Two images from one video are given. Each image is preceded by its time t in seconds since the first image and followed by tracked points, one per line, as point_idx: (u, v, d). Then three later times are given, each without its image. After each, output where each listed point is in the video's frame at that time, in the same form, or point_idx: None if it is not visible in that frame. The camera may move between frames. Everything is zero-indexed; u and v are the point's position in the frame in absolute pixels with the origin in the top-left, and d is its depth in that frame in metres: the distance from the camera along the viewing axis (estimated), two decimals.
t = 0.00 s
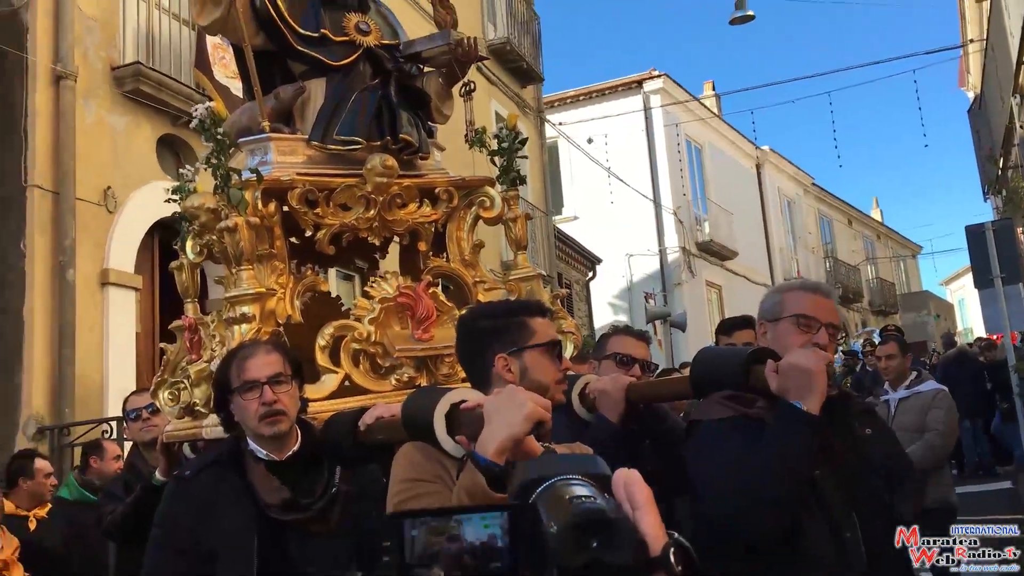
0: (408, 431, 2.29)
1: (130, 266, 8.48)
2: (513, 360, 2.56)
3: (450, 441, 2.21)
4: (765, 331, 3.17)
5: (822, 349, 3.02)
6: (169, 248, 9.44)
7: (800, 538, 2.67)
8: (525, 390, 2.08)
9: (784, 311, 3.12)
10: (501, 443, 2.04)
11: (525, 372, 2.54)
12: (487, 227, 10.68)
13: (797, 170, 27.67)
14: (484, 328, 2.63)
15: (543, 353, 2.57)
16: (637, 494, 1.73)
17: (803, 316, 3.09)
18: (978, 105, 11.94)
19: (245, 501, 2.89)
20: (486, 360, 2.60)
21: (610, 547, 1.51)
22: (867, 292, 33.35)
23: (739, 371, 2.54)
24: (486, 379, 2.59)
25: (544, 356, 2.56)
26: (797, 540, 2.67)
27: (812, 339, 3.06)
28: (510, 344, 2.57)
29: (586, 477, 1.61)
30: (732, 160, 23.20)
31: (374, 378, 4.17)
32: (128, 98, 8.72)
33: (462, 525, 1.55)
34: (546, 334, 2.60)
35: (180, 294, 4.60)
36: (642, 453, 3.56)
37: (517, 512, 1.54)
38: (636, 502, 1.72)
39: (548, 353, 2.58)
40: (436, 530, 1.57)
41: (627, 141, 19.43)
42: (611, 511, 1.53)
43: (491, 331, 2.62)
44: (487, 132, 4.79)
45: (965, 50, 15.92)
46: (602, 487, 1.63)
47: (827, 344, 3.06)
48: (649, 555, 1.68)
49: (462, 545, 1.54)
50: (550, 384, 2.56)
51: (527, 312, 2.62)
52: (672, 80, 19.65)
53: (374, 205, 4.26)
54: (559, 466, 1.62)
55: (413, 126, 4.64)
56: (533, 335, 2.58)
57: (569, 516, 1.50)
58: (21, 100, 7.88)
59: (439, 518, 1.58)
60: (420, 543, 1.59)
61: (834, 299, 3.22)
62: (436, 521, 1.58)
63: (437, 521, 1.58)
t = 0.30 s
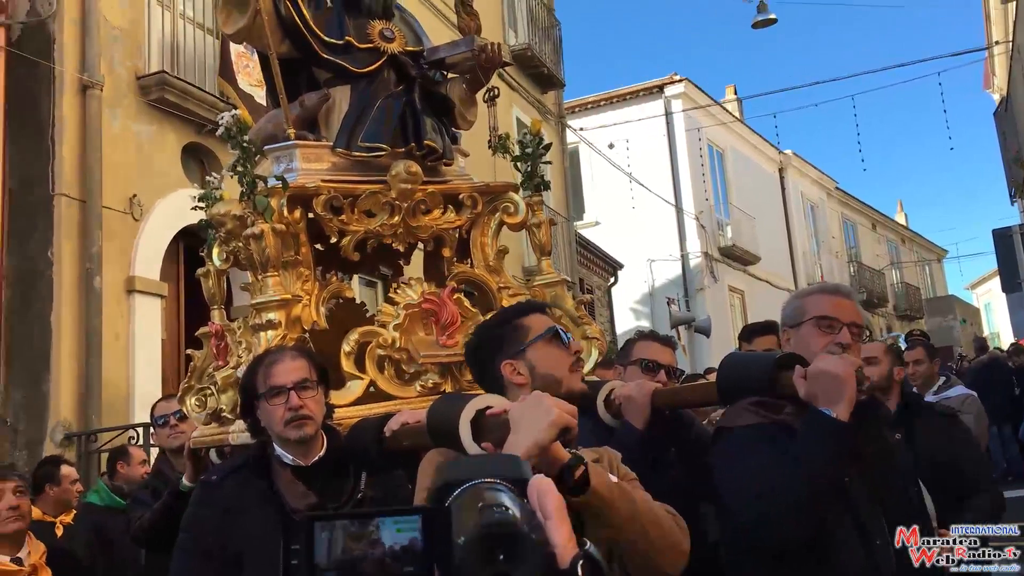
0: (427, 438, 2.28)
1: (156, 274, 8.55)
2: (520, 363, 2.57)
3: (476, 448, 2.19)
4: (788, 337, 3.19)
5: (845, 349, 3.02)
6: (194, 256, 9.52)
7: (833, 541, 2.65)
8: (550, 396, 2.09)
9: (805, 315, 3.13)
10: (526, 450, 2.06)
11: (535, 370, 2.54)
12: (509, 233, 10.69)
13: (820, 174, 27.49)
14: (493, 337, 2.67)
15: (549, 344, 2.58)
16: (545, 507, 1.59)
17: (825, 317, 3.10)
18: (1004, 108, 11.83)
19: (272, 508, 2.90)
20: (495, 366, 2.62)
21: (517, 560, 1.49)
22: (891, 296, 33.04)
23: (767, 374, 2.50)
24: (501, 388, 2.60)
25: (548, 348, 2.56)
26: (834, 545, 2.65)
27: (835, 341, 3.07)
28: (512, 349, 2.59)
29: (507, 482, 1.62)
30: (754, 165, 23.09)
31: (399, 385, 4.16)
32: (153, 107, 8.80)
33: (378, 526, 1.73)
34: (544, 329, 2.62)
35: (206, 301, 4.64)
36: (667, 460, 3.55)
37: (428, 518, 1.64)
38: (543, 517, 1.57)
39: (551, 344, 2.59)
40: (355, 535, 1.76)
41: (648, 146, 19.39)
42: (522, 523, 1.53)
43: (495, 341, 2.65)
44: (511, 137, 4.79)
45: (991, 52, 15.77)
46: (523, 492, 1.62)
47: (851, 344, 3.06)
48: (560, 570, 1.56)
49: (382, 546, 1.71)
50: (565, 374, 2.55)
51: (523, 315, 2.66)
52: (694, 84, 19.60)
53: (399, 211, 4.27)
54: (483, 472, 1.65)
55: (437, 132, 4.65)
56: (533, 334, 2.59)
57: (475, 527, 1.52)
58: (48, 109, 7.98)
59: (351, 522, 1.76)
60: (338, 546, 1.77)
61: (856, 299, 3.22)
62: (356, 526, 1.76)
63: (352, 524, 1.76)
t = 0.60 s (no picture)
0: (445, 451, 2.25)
1: (179, 283, 8.61)
2: (535, 372, 2.57)
3: (501, 456, 2.21)
4: (808, 346, 3.24)
5: (863, 353, 3.06)
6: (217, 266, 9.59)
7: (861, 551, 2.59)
8: (574, 404, 2.10)
9: (822, 323, 3.17)
10: (551, 458, 2.09)
11: (552, 376, 2.55)
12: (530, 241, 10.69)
13: (840, 181, 27.34)
14: (506, 345, 2.68)
15: (562, 347, 2.59)
16: (472, 505, 1.61)
17: (842, 323, 3.14)
18: None
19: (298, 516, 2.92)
20: (511, 376, 2.62)
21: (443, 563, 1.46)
22: (914, 303, 32.73)
23: (793, 380, 2.50)
24: (518, 395, 2.60)
25: (561, 351, 2.58)
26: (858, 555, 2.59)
27: (854, 345, 3.10)
28: (524, 358, 2.60)
29: (443, 475, 1.57)
30: (774, 172, 22.99)
31: (422, 394, 4.17)
32: (176, 118, 8.88)
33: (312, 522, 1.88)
34: (551, 334, 2.62)
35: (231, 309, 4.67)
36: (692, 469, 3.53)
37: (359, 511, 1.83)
38: (472, 515, 1.61)
39: (564, 349, 2.59)
40: (294, 534, 1.89)
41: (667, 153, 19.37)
42: (451, 523, 1.49)
43: (508, 350, 2.66)
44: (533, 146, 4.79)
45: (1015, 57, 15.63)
46: (456, 484, 1.60)
47: (869, 347, 3.08)
48: (484, 566, 1.66)
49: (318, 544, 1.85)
50: (582, 375, 2.57)
51: (529, 325, 2.67)
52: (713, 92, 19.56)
53: (421, 220, 4.28)
54: (417, 463, 1.60)
55: (459, 140, 4.69)
56: (542, 341, 2.60)
57: (403, 524, 1.47)
58: (73, 120, 8.08)
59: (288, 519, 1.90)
60: (273, 543, 1.89)
61: (876, 304, 3.24)
62: (295, 525, 1.89)
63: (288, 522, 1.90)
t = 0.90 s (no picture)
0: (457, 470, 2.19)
1: (196, 295, 8.65)
2: (552, 382, 2.56)
3: (520, 466, 2.21)
4: (826, 358, 3.21)
5: (881, 363, 3.03)
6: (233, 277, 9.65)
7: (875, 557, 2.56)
8: (595, 414, 2.10)
9: (840, 333, 3.15)
10: (572, 469, 2.08)
11: (570, 386, 2.55)
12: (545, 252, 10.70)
13: (856, 191, 27.24)
14: (523, 355, 2.68)
15: (578, 355, 2.59)
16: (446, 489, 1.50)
17: (858, 334, 3.12)
18: None
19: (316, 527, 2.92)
20: (529, 386, 2.61)
21: (414, 549, 1.34)
22: (931, 314, 32.50)
23: (812, 393, 2.50)
24: (536, 404, 2.59)
25: (577, 360, 2.58)
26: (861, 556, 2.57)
27: (874, 356, 3.06)
28: (542, 368, 2.59)
29: (419, 454, 1.49)
30: (788, 182, 22.93)
31: (438, 404, 4.17)
32: (194, 131, 8.95)
33: (291, 509, 1.76)
34: (569, 343, 2.62)
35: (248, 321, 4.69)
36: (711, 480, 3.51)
37: (335, 490, 1.72)
38: (447, 499, 1.50)
39: (580, 358, 2.59)
40: (270, 518, 1.77)
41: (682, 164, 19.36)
42: (423, 506, 1.37)
43: (525, 359, 2.66)
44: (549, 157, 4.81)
45: None
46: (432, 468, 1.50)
47: (887, 357, 3.06)
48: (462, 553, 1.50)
49: (295, 529, 1.74)
50: (600, 384, 2.57)
51: (545, 335, 2.67)
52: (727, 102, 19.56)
53: (438, 231, 4.30)
54: (394, 441, 1.52)
55: (474, 151, 4.71)
56: (559, 351, 2.60)
57: (376, 507, 1.35)
58: (91, 132, 8.16)
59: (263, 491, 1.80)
60: (248, 526, 1.79)
61: (893, 315, 3.23)
62: (269, 509, 1.78)
63: (264, 501, 1.79)
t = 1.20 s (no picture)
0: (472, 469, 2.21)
1: (209, 306, 8.67)
2: (594, 389, 2.71)
3: (537, 476, 2.20)
4: (844, 368, 3.21)
5: (899, 374, 3.02)
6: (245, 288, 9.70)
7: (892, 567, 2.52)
8: (613, 425, 2.07)
9: (856, 344, 3.14)
10: (589, 480, 2.06)
11: (608, 399, 2.69)
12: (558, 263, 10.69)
13: (868, 202, 27.20)
14: (562, 360, 2.77)
15: (622, 375, 2.73)
16: (434, 473, 1.45)
17: (874, 345, 3.11)
18: None
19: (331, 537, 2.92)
20: (565, 390, 2.73)
21: (400, 535, 1.34)
22: (946, 325, 32.31)
23: (831, 404, 2.48)
24: (570, 410, 2.72)
25: (622, 380, 2.72)
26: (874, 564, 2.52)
27: (890, 367, 3.06)
28: (588, 374, 2.72)
29: (409, 435, 1.48)
30: (801, 193, 22.89)
31: (452, 416, 4.17)
32: (208, 144, 9.01)
33: (281, 496, 1.71)
34: (617, 361, 2.76)
35: (263, 331, 4.71)
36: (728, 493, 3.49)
37: (322, 475, 1.68)
38: (435, 481, 1.45)
39: (623, 378, 2.73)
40: (259, 505, 1.73)
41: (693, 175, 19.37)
42: (410, 491, 1.37)
43: (564, 365, 2.76)
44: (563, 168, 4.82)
45: None
46: (422, 449, 1.49)
47: (905, 368, 3.05)
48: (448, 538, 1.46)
49: (286, 516, 1.70)
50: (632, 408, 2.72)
51: (593, 343, 2.79)
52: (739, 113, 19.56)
53: (452, 242, 4.31)
54: (387, 420, 1.52)
55: (489, 163, 4.73)
56: (608, 362, 2.74)
57: (363, 493, 1.35)
58: (107, 145, 8.22)
59: (250, 476, 1.75)
60: (235, 512, 1.75)
61: (910, 325, 3.22)
62: (259, 496, 1.73)
63: (252, 486, 1.75)
